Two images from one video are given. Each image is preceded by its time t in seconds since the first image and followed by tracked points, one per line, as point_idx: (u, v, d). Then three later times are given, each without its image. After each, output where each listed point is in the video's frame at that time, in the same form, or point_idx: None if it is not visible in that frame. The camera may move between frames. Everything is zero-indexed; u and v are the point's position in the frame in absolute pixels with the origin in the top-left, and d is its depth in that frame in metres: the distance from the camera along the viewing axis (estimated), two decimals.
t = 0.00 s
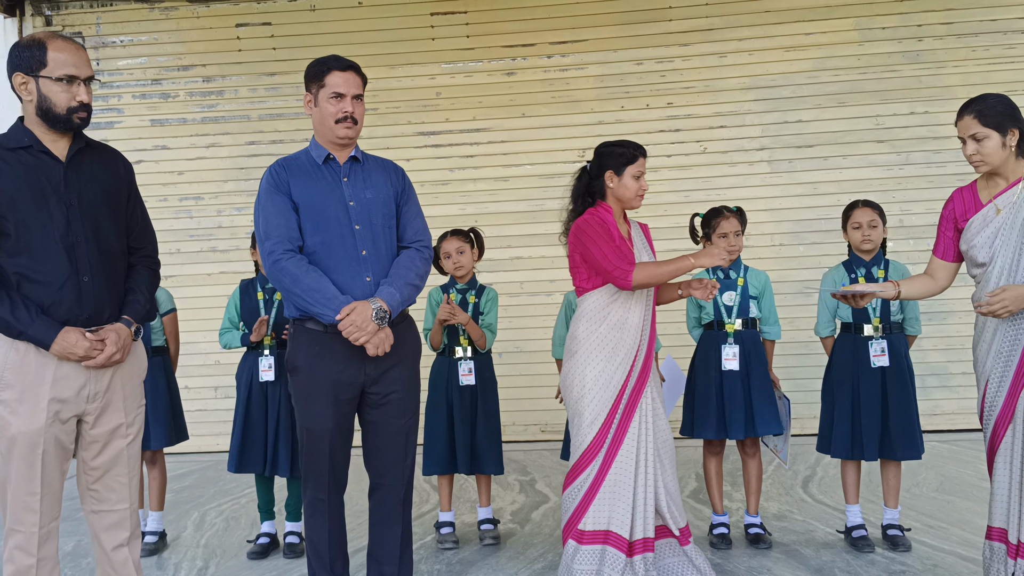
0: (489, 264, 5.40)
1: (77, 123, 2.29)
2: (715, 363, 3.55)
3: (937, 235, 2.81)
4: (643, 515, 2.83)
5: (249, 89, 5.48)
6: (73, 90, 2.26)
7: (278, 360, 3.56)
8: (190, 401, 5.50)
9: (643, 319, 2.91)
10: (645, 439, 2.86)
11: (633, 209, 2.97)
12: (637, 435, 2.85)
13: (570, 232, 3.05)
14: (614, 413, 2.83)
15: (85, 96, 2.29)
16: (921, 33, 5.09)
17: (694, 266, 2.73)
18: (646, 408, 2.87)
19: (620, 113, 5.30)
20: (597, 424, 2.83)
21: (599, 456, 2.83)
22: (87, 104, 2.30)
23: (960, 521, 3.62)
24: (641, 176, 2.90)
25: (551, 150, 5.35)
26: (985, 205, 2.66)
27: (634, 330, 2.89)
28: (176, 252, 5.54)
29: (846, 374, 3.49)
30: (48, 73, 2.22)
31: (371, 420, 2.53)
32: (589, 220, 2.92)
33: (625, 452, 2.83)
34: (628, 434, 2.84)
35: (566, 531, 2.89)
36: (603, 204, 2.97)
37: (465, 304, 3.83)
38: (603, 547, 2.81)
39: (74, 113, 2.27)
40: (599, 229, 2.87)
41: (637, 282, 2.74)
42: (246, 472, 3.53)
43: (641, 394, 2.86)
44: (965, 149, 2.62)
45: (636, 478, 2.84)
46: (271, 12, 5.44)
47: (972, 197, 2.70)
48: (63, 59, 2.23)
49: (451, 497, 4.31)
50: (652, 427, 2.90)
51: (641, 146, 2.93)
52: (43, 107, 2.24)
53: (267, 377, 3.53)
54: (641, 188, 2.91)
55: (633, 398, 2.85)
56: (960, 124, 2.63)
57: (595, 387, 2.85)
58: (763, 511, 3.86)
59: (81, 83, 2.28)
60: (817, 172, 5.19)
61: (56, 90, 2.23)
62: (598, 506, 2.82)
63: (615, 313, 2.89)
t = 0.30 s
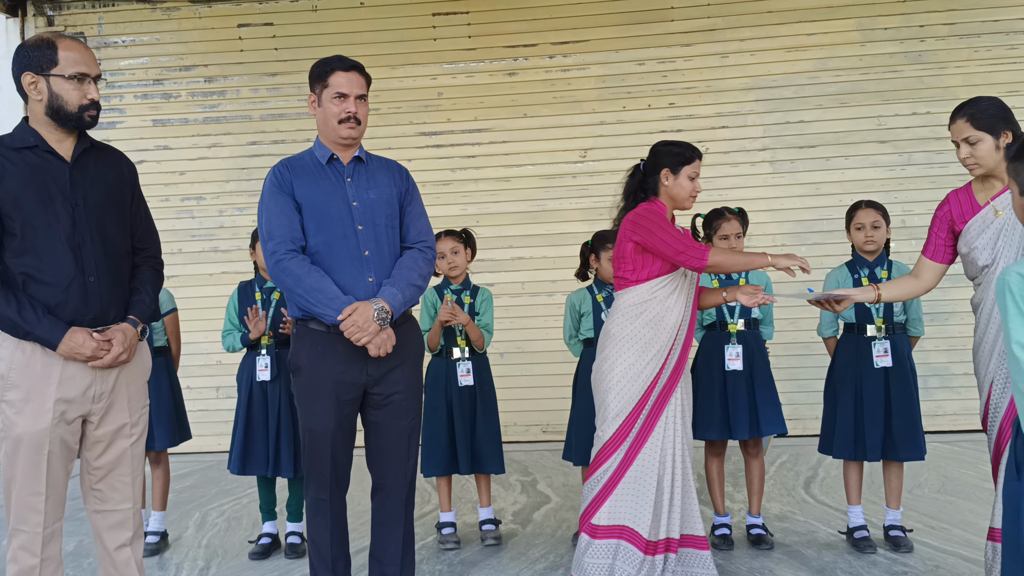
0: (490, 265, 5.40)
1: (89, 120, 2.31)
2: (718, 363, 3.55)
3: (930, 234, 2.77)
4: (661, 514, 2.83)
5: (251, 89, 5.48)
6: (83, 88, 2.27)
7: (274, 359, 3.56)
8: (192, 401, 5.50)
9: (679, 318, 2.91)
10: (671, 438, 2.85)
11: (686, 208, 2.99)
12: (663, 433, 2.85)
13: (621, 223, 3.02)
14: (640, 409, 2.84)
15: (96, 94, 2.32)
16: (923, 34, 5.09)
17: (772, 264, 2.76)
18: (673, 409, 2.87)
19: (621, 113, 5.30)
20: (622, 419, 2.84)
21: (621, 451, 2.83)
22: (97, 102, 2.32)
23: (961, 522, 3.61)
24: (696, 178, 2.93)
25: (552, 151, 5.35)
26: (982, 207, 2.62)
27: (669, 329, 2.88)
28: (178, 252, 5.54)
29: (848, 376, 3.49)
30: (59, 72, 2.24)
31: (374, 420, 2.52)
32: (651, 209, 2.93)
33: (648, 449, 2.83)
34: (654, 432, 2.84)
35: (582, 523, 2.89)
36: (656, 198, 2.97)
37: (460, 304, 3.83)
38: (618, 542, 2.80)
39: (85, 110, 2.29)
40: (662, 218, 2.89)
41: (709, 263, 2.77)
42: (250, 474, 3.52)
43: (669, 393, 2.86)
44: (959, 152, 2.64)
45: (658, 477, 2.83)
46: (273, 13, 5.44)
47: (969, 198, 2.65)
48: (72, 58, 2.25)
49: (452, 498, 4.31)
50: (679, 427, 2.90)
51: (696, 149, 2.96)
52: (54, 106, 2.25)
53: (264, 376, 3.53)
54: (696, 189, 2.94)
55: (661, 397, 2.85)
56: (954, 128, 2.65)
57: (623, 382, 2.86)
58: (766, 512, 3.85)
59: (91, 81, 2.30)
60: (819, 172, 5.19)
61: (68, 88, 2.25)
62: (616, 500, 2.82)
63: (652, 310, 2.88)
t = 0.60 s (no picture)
0: (493, 265, 5.41)
1: (98, 116, 2.30)
2: (722, 364, 3.55)
3: (935, 233, 2.52)
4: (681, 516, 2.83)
5: (255, 89, 5.48)
6: (92, 84, 2.28)
7: (278, 359, 3.56)
8: (194, 400, 5.50)
9: (699, 320, 2.91)
10: (692, 440, 2.85)
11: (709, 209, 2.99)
12: (683, 436, 2.84)
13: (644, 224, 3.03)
14: (660, 411, 2.84)
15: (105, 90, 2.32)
16: (927, 35, 5.08)
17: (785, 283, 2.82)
18: (693, 411, 2.86)
19: (625, 113, 5.29)
20: (642, 421, 2.84)
21: (641, 452, 2.84)
22: (105, 97, 2.32)
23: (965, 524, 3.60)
24: (720, 178, 2.92)
25: (555, 151, 5.35)
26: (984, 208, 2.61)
27: (688, 331, 2.88)
28: (181, 252, 5.54)
29: (852, 377, 3.49)
30: (67, 69, 2.24)
31: (377, 420, 2.52)
32: (673, 211, 2.93)
33: (668, 451, 2.83)
34: (674, 434, 2.84)
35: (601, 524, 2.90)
36: (680, 200, 2.97)
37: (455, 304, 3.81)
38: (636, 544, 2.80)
39: (95, 106, 2.29)
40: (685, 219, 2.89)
41: (728, 275, 2.77)
42: (251, 474, 3.51)
43: (689, 395, 2.86)
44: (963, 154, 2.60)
45: (678, 479, 2.84)
46: (277, 12, 5.44)
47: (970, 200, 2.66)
48: (79, 55, 2.26)
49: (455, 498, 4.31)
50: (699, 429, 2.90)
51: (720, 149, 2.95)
52: (63, 103, 2.25)
53: (268, 375, 3.54)
54: (720, 189, 2.92)
55: (681, 399, 2.85)
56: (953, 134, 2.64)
57: (642, 384, 2.86)
58: (769, 514, 3.85)
59: (99, 77, 2.31)
60: (822, 173, 5.18)
61: (76, 85, 2.25)
62: (636, 503, 2.82)
63: (670, 313, 2.89)
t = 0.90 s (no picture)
0: (495, 265, 5.41)
1: (99, 112, 2.30)
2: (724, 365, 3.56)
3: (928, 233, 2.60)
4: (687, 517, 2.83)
5: (258, 88, 5.48)
6: (90, 79, 2.27)
7: (279, 359, 3.56)
8: (197, 400, 5.50)
9: (701, 322, 2.91)
10: (695, 442, 2.86)
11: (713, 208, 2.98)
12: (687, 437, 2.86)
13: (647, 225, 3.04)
14: (663, 413, 2.85)
15: (105, 85, 2.31)
16: (931, 35, 5.07)
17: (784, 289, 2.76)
18: (696, 412, 2.87)
19: (628, 113, 5.29)
20: (645, 423, 2.86)
21: (644, 454, 2.85)
22: (106, 92, 2.31)
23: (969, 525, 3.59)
24: (722, 176, 2.91)
25: (559, 151, 5.34)
26: (987, 209, 2.61)
27: (691, 333, 2.88)
28: (184, 251, 5.55)
29: (855, 376, 3.49)
30: (65, 66, 2.24)
31: (381, 420, 2.52)
32: (674, 213, 2.93)
33: (672, 452, 2.84)
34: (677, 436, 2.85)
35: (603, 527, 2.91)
36: (682, 200, 2.96)
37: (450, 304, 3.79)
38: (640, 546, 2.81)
39: (94, 102, 2.28)
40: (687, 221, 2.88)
41: (727, 279, 2.76)
42: (253, 473, 3.51)
43: (692, 397, 2.87)
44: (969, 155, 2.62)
45: (682, 481, 2.84)
46: (280, 11, 5.44)
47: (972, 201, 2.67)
48: (76, 51, 2.26)
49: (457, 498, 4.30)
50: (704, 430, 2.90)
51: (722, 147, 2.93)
52: (63, 101, 2.25)
53: (270, 375, 3.54)
54: (722, 188, 2.91)
55: (685, 400, 2.86)
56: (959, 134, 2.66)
57: (644, 386, 2.87)
58: (772, 514, 3.84)
59: (98, 72, 2.30)
60: (826, 173, 5.17)
61: (74, 81, 2.25)
62: (640, 505, 2.83)
63: (672, 313, 2.89)
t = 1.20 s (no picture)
0: (498, 265, 5.40)
1: (105, 116, 2.30)
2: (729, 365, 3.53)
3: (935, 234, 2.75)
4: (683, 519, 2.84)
5: (261, 88, 5.48)
6: (99, 83, 2.27)
7: (282, 358, 3.55)
8: (200, 400, 5.51)
9: (696, 323, 2.90)
10: (690, 443, 2.85)
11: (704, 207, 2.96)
12: (681, 439, 2.85)
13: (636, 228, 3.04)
14: (658, 414, 2.84)
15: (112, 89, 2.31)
16: (935, 35, 5.06)
17: (763, 286, 2.73)
18: (691, 413, 2.86)
19: (631, 114, 5.29)
20: (640, 424, 2.84)
21: (639, 455, 2.84)
22: (113, 96, 2.31)
23: (972, 525, 3.59)
24: (710, 173, 2.89)
25: (561, 151, 5.34)
26: (991, 210, 2.64)
27: (685, 335, 2.87)
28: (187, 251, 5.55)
29: (858, 377, 3.45)
30: (73, 68, 2.24)
31: (384, 420, 2.52)
32: (658, 214, 2.92)
33: (667, 454, 2.84)
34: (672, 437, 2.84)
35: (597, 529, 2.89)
36: (671, 200, 2.95)
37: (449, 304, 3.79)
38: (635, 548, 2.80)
39: (101, 106, 2.28)
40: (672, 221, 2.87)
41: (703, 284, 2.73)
42: (255, 473, 3.52)
43: (687, 397, 2.86)
44: (996, 150, 2.59)
45: (676, 482, 2.84)
46: (283, 12, 5.45)
47: (976, 201, 2.68)
48: (86, 53, 2.26)
49: (459, 498, 4.30)
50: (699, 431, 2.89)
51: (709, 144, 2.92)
52: (70, 103, 2.25)
53: (271, 374, 3.53)
54: (710, 184, 2.90)
55: (679, 401, 2.85)
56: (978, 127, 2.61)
57: (639, 387, 2.85)
58: (775, 515, 3.84)
59: (106, 76, 2.30)
60: (829, 173, 5.17)
61: (83, 84, 2.25)
62: (636, 507, 2.82)
63: (666, 313, 2.88)
